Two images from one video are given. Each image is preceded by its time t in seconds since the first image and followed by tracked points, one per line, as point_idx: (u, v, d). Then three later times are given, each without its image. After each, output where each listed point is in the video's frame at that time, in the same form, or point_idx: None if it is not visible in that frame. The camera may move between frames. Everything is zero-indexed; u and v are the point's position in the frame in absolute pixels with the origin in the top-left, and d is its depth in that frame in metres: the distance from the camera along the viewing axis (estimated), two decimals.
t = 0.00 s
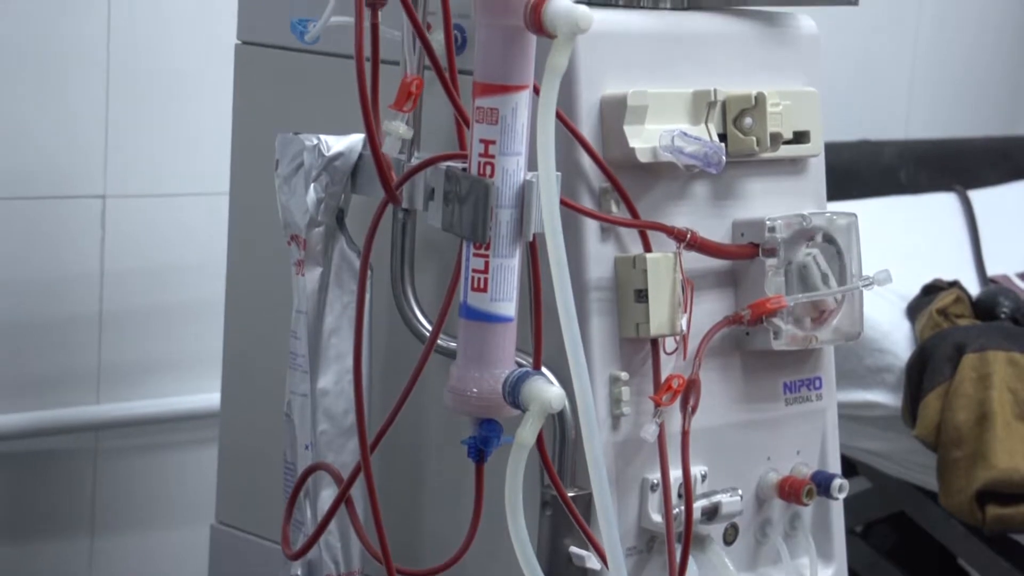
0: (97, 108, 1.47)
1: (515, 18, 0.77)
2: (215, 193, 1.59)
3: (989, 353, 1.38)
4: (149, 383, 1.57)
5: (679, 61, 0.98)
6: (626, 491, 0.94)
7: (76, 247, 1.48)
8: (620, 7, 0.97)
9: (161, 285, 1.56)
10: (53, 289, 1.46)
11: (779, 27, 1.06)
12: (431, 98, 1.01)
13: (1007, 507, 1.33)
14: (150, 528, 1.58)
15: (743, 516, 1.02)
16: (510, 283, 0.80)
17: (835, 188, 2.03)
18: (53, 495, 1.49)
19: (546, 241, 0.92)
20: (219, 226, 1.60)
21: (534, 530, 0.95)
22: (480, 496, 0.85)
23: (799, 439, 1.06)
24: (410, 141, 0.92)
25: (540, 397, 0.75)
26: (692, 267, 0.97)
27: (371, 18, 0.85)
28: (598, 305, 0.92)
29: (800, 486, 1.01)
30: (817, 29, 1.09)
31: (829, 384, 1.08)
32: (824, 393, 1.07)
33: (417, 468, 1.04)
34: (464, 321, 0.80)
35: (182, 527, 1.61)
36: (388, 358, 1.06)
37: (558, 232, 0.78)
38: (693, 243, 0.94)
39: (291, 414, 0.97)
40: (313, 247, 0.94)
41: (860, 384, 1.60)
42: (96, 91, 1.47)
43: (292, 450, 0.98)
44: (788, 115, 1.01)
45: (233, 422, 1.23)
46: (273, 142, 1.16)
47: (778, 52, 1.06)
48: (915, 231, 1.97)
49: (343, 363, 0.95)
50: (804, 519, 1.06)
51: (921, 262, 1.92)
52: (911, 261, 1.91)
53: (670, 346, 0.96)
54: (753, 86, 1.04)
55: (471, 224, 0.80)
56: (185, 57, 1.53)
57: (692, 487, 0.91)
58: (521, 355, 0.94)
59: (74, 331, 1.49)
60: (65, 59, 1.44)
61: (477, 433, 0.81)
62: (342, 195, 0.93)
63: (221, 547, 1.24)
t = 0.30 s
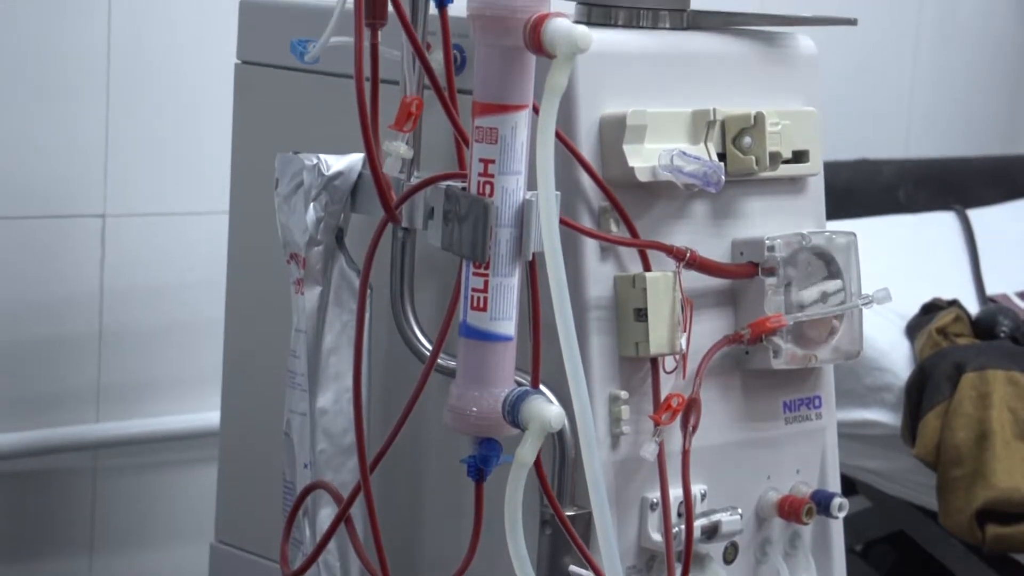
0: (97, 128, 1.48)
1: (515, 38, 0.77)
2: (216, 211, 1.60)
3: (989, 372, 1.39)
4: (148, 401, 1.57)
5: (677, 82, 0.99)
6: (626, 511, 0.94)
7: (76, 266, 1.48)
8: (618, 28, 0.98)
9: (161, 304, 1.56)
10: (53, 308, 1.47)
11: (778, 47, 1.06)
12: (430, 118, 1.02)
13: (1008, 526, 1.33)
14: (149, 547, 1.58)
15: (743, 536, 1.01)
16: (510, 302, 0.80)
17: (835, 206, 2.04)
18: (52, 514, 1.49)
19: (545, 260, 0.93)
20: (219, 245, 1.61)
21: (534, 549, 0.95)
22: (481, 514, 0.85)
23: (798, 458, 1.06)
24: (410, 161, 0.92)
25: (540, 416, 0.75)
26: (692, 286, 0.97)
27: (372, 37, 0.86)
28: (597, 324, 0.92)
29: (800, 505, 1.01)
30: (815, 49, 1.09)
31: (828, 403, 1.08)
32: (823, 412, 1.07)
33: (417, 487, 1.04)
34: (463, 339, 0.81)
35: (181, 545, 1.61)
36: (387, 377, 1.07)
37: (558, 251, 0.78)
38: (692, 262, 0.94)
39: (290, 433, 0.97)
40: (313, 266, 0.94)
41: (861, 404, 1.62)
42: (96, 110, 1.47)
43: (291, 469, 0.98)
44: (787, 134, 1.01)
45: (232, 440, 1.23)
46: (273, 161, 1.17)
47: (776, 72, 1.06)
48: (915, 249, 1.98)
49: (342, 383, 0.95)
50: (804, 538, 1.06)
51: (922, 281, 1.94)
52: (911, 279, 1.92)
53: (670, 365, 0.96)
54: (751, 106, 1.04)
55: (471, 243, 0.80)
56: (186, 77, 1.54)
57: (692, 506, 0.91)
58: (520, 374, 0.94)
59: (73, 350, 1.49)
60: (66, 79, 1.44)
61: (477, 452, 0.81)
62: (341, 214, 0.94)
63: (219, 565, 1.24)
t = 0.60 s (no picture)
0: (97, 136, 1.48)
1: (514, 47, 0.77)
2: (216, 220, 1.60)
3: (989, 381, 1.39)
4: (148, 410, 1.57)
5: (677, 90, 0.99)
6: (626, 519, 0.94)
7: (77, 275, 1.48)
8: (618, 36, 0.98)
9: (161, 312, 1.56)
10: (53, 317, 1.47)
11: (777, 56, 1.06)
12: (431, 127, 1.02)
13: (1007, 535, 1.33)
14: (150, 556, 1.58)
15: (743, 544, 1.01)
16: (510, 310, 0.80)
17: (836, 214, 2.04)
18: (52, 523, 1.49)
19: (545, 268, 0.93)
20: (220, 253, 1.61)
21: (535, 558, 0.95)
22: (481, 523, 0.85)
23: (799, 467, 1.06)
24: (410, 169, 0.92)
25: (540, 425, 0.75)
26: (692, 294, 0.98)
27: (372, 45, 0.87)
28: (598, 332, 0.92)
29: (800, 513, 1.01)
30: (815, 58, 1.09)
31: (829, 411, 1.08)
32: (824, 420, 1.07)
33: (417, 494, 1.04)
34: (463, 347, 0.81)
35: (181, 554, 1.61)
36: (387, 385, 1.07)
37: (558, 260, 0.78)
38: (692, 270, 0.94)
39: (290, 441, 0.97)
40: (314, 274, 0.94)
41: (861, 412, 1.64)
42: (97, 119, 1.47)
43: (292, 478, 0.98)
44: (787, 143, 1.01)
45: (233, 448, 1.23)
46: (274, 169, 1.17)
47: (776, 81, 1.06)
48: (915, 258, 1.98)
49: (343, 392, 0.95)
50: (805, 547, 1.06)
51: (922, 289, 1.94)
52: (912, 288, 1.92)
53: (670, 373, 0.96)
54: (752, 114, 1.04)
55: (471, 251, 0.80)
56: (187, 85, 1.54)
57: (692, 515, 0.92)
58: (521, 382, 0.94)
59: (74, 359, 1.49)
60: (66, 87, 1.44)
61: (477, 460, 0.81)
62: (342, 223, 0.94)
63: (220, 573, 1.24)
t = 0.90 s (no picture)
0: (97, 146, 1.48)
1: (514, 56, 0.77)
2: (216, 228, 1.60)
3: (988, 390, 1.39)
4: (147, 419, 1.57)
5: (678, 99, 0.99)
6: (626, 528, 0.94)
7: (76, 284, 1.48)
8: (618, 45, 0.98)
9: (160, 321, 1.56)
10: (53, 326, 1.47)
11: (777, 65, 1.07)
12: (430, 136, 1.02)
13: (1007, 544, 1.33)
14: (149, 564, 1.58)
15: (743, 554, 1.01)
16: (510, 319, 0.80)
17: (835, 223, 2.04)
18: (52, 532, 1.49)
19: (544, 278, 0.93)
20: (220, 262, 1.61)
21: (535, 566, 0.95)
22: (481, 532, 0.84)
23: (798, 476, 1.06)
24: (410, 178, 0.92)
25: (540, 434, 0.75)
26: (692, 303, 0.98)
27: (372, 54, 0.87)
28: (597, 340, 0.92)
29: (800, 522, 1.01)
30: (815, 67, 1.10)
31: (828, 420, 1.08)
32: (824, 429, 1.07)
33: (417, 503, 1.04)
34: (463, 355, 0.81)
35: (181, 562, 1.61)
36: (387, 394, 1.07)
37: (558, 269, 0.79)
38: (692, 279, 0.94)
39: (290, 450, 0.97)
40: (313, 284, 0.94)
41: (859, 421, 1.64)
42: (97, 129, 1.48)
43: (291, 487, 0.98)
44: (786, 152, 1.01)
45: (232, 456, 1.23)
46: (273, 178, 1.17)
47: (775, 90, 1.06)
48: (914, 267, 1.98)
49: (343, 401, 0.95)
50: (804, 556, 1.05)
51: (921, 298, 1.94)
52: (910, 297, 1.93)
53: (670, 382, 0.96)
54: (751, 123, 1.04)
55: (470, 260, 0.80)
56: (186, 94, 1.54)
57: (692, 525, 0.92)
58: (521, 391, 0.94)
59: (73, 367, 1.49)
60: (66, 97, 1.45)
61: (477, 469, 0.81)
62: (342, 232, 0.94)
63: None
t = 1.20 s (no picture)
0: (97, 157, 1.48)
1: (514, 66, 0.77)
2: (217, 238, 1.60)
3: (989, 400, 1.39)
4: (147, 428, 1.57)
5: (678, 109, 0.99)
6: (626, 538, 0.94)
7: (76, 294, 1.49)
8: (618, 55, 0.99)
9: (161, 330, 1.56)
10: (53, 336, 1.47)
11: (777, 75, 1.07)
12: (431, 146, 1.02)
13: (1008, 553, 1.32)
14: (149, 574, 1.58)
15: (743, 563, 1.01)
16: (510, 329, 0.80)
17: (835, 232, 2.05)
18: (51, 542, 1.49)
19: (544, 288, 0.93)
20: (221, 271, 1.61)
21: None
22: (481, 542, 0.84)
23: (799, 485, 1.05)
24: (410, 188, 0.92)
25: (540, 443, 0.75)
26: (692, 312, 0.98)
27: (372, 64, 0.87)
28: (597, 350, 0.92)
29: (800, 532, 1.01)
30: (814, 76, 1.10)
31: (828, 429, 1.07)
32: (824, 438, 1.07)
33: (417, 512, 1.04)
34: (463, 365, 0.81)
35: (181, 571, 1.61)
36: (387, 403, 1.07)
37: (558, 279, 0.79)
38: (691, 288, 0.94)
39: (289, 460, 0.97)
40: (313, 293, 0.94)
41: (859, 431, 1.64)
42: (97, 139, 1.48)
43: (291, 497, 0.98)
44: (786, 161, 1.01)
45: (234, 465, 1.24)
46: (274, 187, 1.17)
47: (775, 99, 1.06)
48: (914, 276, 1.98)
49: (342, 410, 0.95)
50: (804, 565, 1.05)
51: (921, 307, 1.94)
52: (910, 306, 1.93)
53: (670, 392, 0.96)
54: (751, 133, 1.05)
55: (471, 270, 0.80)
56: (186, 105, 1.55)
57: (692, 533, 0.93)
58: (520, 401, 0.94)
59: (74, 378, 1.50)
60: (66, 108, 1.45)
61: (477, 479, 0.81)
62: (341, 241, 0.94)
63: None
